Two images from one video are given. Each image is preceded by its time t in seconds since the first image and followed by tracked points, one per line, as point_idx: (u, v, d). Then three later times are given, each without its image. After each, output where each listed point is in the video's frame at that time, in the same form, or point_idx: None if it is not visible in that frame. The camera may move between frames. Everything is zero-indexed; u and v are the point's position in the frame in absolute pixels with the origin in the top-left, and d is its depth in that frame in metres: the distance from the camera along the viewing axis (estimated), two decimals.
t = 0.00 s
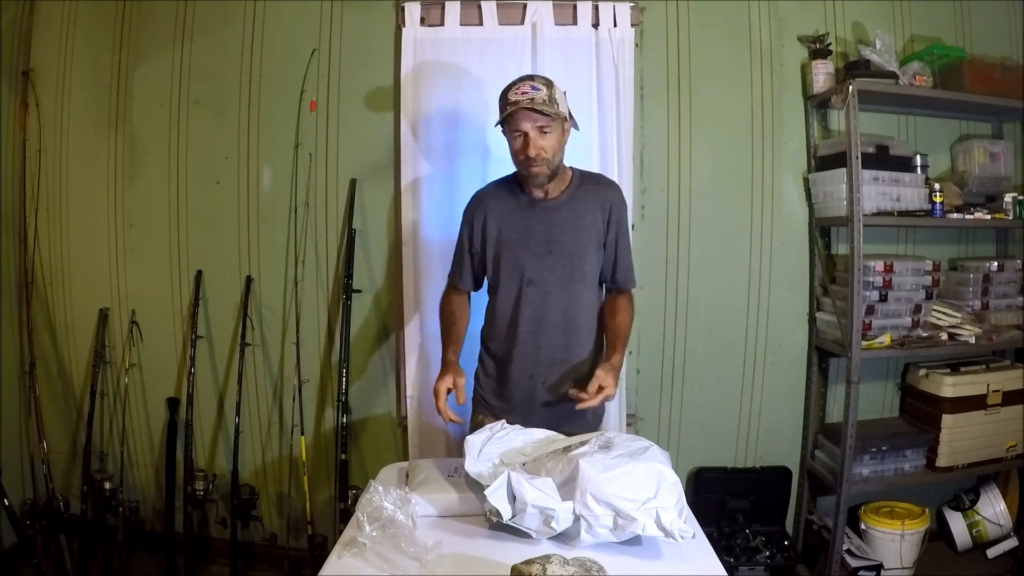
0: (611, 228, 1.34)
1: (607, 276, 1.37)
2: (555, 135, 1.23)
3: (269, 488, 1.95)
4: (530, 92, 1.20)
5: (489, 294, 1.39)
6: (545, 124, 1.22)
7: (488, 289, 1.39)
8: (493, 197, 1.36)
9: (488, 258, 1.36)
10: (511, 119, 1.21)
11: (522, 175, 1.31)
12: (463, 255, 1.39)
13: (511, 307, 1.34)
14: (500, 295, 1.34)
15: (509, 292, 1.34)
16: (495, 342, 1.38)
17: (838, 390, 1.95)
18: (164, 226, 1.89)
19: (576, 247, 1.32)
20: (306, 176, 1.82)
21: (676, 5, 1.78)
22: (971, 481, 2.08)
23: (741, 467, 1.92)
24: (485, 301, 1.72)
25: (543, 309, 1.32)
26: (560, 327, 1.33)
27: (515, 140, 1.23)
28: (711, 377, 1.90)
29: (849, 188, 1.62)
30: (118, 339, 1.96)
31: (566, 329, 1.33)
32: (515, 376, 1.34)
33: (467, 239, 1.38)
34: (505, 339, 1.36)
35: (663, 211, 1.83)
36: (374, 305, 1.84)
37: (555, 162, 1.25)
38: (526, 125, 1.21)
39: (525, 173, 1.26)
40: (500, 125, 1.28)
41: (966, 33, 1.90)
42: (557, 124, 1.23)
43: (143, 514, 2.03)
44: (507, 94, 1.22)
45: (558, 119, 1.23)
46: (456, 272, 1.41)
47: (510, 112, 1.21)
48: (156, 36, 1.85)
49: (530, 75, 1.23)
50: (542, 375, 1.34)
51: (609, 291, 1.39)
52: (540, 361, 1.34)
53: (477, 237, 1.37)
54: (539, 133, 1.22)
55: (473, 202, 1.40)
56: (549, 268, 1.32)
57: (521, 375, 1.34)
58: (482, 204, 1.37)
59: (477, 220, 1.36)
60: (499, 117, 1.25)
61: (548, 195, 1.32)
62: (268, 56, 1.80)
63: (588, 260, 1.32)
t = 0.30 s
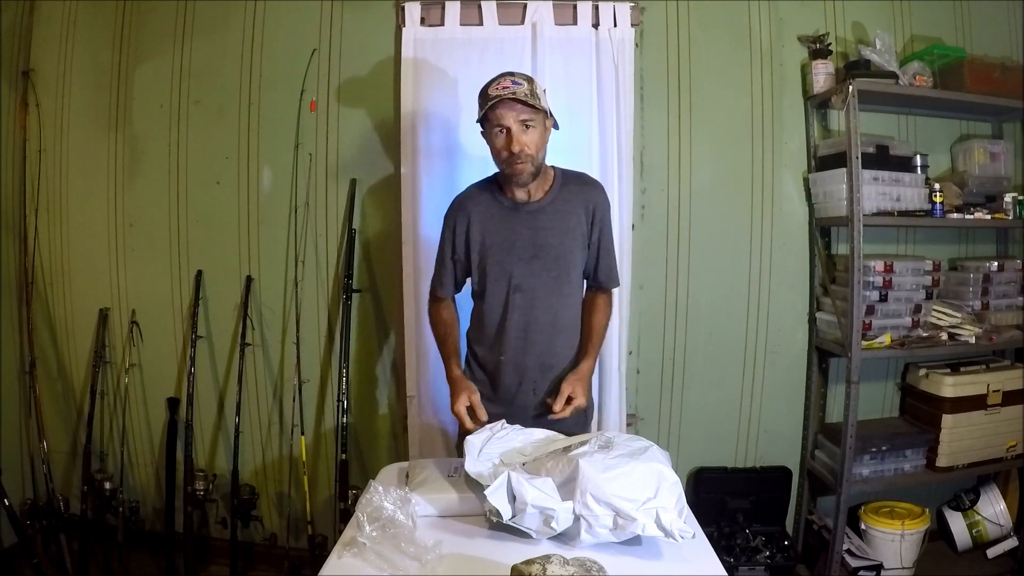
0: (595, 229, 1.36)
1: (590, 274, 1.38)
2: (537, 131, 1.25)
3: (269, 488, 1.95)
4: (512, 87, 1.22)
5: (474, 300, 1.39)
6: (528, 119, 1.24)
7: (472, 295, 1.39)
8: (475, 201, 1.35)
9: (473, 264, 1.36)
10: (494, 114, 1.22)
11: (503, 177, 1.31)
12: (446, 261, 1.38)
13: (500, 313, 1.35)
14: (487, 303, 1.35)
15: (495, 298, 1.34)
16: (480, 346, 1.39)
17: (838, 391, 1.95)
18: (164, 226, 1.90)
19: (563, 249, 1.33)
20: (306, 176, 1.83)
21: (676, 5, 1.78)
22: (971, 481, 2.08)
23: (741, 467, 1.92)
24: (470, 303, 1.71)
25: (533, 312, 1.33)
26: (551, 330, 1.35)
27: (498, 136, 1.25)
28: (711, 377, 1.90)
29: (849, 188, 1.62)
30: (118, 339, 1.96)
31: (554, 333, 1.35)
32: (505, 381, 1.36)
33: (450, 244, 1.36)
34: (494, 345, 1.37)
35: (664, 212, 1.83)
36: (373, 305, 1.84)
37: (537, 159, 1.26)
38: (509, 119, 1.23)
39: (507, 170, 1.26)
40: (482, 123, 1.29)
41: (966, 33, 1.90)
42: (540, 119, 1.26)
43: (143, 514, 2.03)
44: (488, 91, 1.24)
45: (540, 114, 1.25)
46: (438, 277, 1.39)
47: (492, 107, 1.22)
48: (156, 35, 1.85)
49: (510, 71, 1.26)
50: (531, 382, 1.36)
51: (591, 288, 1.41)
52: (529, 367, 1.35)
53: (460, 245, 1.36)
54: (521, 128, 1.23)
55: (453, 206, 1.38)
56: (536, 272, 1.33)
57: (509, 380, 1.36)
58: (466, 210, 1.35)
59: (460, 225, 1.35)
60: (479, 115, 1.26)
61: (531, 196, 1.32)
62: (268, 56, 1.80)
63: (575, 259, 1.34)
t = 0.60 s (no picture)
0: (585, 228, 1.35)
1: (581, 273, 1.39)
2: (523, 132, 1.25)
3: (269, 488, 1.95)
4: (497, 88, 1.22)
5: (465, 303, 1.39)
6: (514, 120, 1.23)
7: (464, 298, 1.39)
8: (461, 205, 1.34)
9: (461, 267, 1.36)
10: (479, 116, 1.22)
11: (490, 180, 1.30)
12: (432, 264, 1.37)
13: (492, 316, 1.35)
14: (478, 307, 1.35)
15: (485, 301, 1.34)
16: (471, 349, 1.40)
17: (838, 391, 1.95)
18: (165, 226, 1.90)
19: (552, 252, 1.33)
20: (306, 176, 1.83)
21: (676, 5, 1.78)
22: (971, 481, 2.08)
23: (741, 467, 1.92)
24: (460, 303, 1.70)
25: (527, 315, 1.33)
26: (546, 331, 1.35)
27: (484, 139, 1.24)
28: (710, 377, 1.90)
29: (849, 188, 1.62)
30: (118, 339, 1.96)
31: (547, 334, 1.35)
32: (498, 383, 1.37)
33: (438, 247, 1.36)
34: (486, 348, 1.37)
35: (664, 212, 1.83)
36: (373, 305, 1.84)
37: (524, 161, 1.26)
38: (495, 121, 1.22)
39: (494, 173, 1.26)
40: (468, 125, 1.28)
41: (966, 33, 1.90)
42: (526, 121, 1.25)
43: (143, 514, 2.03)
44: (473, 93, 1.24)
45: (526, 115, 1.24)
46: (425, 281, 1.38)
47: (477, 109, 1.22)
48: (156, 35, 1.85)
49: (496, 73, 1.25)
50: (525, 384, 1.37)
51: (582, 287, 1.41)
52: (522, 369, 1.36)
53: (448, 249, 1.35)
54: (508, 130, 1.23)
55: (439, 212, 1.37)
56: (528, 274, 1.32)
57: (502, 382, 1.37)
58: (453, 216, 1.34)
59: (448, 230, 1.35)
60: (465, 116, 1.26)
61: (518, 199, 1.31)
62: (268, 56, 1.80)
63: (564, 260, 1.34)
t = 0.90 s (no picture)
0: (579, 226, 1.35)
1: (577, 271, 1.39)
2: (518, 135, 1.25)
3: (269, 488, 1.95)
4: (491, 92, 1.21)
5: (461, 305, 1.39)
6: (508, 124, 1.23)
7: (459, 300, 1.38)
8: (458, 207, 1.34)
9: (456, 268, 1.35)
10: (473, 119, 1.21)
11: (484, 181, 1.30)
12: (427, 266, 1.37)
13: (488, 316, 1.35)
14: (475, 307, 1.35)
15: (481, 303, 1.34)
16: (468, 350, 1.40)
17: (838, 390, 1.95)
18: (165, 225, 1.89)
19: (545, 252, 1.33)
20: (306, 176, 1.83)
21: (676, 5, 1.78)
22: (971, 481, 2.08)
23: (741, 467, 1.92)
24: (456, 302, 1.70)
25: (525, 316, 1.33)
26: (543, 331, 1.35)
27: (478, 142, 1.24)
28: (711, 377, 1.90)
29: (849, 188, 1.62)
30: (118, 339, 1.96)
31: (544, 335, 1.35)
32: (497, 383, 1.37)
33: (432, 248, 1.36)
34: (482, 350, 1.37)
35: (665, 213, 1.83)
36: (373, 305, 1.84)
37: (518, 164, 1.26)
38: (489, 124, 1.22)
39: (488, 176, 1.26)
40: (461, 128, 1.28)
41: (966, 33, 1.90)
42: (521, 123, 1.25)
43: (143, 514, 2.03)
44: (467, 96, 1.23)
45: (521, 118, 1.24)
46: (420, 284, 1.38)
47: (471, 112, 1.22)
48: (156, 35, 1.85)
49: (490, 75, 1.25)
50: (524, 385, 1.36)
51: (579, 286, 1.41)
52: (520, 370, 1.35)
53: (442, 250, 1.35)
54: (502, 134, 1.23)
55: (433, 212, 1.37)
56: (523, 274, 1.32)
57: (500, 383, 1.36)
58: (446, 218, 1.34)
59: (442, 233, 1.35)
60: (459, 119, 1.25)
61: (512, 200, 1.31)
62: (268, 56, 1.80)
63: (559, 260, 1.34)
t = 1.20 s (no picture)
0: (575, 225, 1.36)
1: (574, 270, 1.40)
2: (516, 142, 1.25)
3: (269, 488, 1.95)
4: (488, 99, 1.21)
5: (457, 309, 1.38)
6: (506, 131, 1.22)
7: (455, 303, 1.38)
8: (457, 208, 1.34)
9: (452, 269, 1.34)
10: (471, 127, 1.20)
11: (482, 186, 1.30)
12: (424, 267, 1.37)
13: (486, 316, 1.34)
14: (474, 308, 1.35)
15: (480, 304, 1.34)
16: (467, 351, 1.40)
17: (838, 390, 1.95)
18: (165, 225, 1.90)
19: (543, 252, 1.33)
20: (306, 176, 1.83)
21: (676, 5, 1.78)
22: (971, 481, 2.08)
23: (741, 467, 1.92)
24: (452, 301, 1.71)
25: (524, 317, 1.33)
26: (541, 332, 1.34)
27: (476, 149, 1.23)
28: (710, 377, 1.90)
29: (849, 188, 1.62)
30: (118, 339, 1.96)
31: (542, 335, 1.35)
32: (495, 385, 1.36)
33: (429, 250, 1.35)
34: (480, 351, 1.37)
35: (665, 213, 1.83)
36: (373, 305, 1.84)
37: (516, 169, 1.26)
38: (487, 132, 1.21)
39: (486, 181, 1.26)
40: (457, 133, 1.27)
41: (965, 32, 1.90)
42: (518, 130, 1.24)
43: (143, 514, 2.03)
44: (464, 103, 1.22)
45: (519, 125, 1.24)
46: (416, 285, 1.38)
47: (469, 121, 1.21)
48: (156, 35, 1.85)
49: (486, 81, 1.24)
50: (523, 385, 1.36)
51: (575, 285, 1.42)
52: (518, 370, 1.35)
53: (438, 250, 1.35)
54: (501, 140, 1.23)
55: (431, 212, 1.37)
56: (521, 274, 1.32)
57: (500, 385, 1.36)
58: (443, 220, 1.34)
59: (439, 234, 1.34)
60: (456, 126, 1.24)
61: (509, 203, 1.32)
62: (268, 56, 1.80)
63: (556, 259, 1.34)
